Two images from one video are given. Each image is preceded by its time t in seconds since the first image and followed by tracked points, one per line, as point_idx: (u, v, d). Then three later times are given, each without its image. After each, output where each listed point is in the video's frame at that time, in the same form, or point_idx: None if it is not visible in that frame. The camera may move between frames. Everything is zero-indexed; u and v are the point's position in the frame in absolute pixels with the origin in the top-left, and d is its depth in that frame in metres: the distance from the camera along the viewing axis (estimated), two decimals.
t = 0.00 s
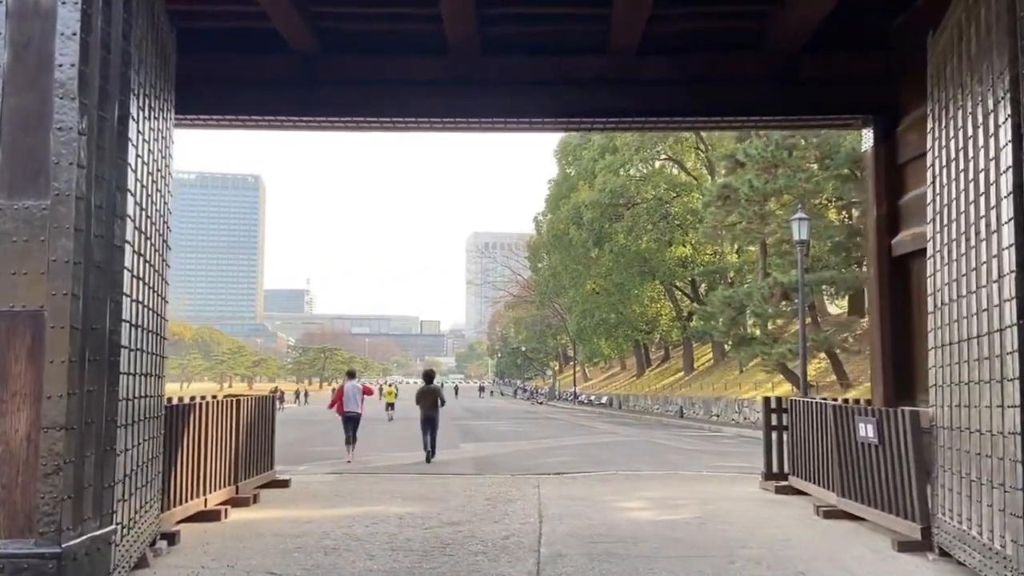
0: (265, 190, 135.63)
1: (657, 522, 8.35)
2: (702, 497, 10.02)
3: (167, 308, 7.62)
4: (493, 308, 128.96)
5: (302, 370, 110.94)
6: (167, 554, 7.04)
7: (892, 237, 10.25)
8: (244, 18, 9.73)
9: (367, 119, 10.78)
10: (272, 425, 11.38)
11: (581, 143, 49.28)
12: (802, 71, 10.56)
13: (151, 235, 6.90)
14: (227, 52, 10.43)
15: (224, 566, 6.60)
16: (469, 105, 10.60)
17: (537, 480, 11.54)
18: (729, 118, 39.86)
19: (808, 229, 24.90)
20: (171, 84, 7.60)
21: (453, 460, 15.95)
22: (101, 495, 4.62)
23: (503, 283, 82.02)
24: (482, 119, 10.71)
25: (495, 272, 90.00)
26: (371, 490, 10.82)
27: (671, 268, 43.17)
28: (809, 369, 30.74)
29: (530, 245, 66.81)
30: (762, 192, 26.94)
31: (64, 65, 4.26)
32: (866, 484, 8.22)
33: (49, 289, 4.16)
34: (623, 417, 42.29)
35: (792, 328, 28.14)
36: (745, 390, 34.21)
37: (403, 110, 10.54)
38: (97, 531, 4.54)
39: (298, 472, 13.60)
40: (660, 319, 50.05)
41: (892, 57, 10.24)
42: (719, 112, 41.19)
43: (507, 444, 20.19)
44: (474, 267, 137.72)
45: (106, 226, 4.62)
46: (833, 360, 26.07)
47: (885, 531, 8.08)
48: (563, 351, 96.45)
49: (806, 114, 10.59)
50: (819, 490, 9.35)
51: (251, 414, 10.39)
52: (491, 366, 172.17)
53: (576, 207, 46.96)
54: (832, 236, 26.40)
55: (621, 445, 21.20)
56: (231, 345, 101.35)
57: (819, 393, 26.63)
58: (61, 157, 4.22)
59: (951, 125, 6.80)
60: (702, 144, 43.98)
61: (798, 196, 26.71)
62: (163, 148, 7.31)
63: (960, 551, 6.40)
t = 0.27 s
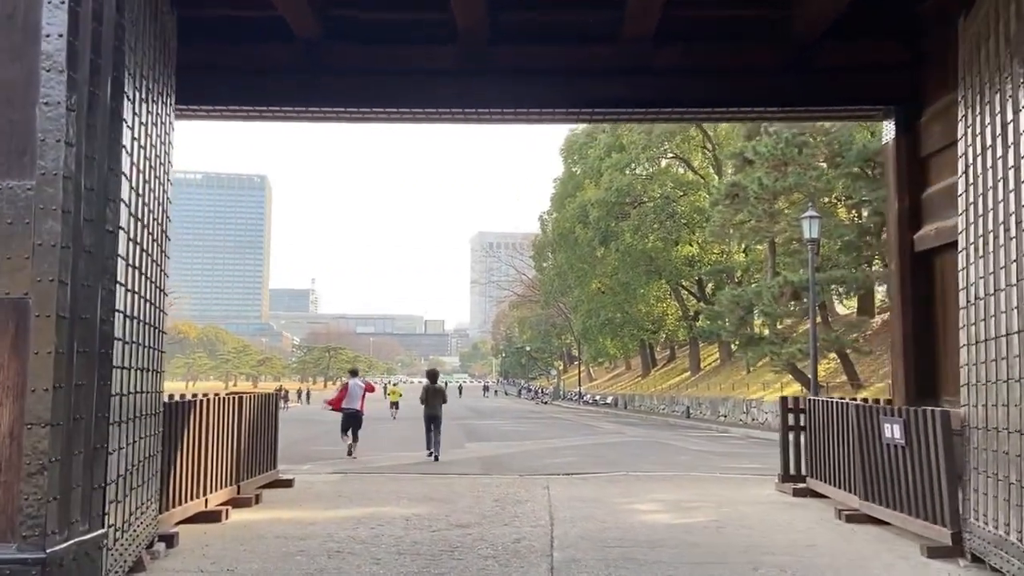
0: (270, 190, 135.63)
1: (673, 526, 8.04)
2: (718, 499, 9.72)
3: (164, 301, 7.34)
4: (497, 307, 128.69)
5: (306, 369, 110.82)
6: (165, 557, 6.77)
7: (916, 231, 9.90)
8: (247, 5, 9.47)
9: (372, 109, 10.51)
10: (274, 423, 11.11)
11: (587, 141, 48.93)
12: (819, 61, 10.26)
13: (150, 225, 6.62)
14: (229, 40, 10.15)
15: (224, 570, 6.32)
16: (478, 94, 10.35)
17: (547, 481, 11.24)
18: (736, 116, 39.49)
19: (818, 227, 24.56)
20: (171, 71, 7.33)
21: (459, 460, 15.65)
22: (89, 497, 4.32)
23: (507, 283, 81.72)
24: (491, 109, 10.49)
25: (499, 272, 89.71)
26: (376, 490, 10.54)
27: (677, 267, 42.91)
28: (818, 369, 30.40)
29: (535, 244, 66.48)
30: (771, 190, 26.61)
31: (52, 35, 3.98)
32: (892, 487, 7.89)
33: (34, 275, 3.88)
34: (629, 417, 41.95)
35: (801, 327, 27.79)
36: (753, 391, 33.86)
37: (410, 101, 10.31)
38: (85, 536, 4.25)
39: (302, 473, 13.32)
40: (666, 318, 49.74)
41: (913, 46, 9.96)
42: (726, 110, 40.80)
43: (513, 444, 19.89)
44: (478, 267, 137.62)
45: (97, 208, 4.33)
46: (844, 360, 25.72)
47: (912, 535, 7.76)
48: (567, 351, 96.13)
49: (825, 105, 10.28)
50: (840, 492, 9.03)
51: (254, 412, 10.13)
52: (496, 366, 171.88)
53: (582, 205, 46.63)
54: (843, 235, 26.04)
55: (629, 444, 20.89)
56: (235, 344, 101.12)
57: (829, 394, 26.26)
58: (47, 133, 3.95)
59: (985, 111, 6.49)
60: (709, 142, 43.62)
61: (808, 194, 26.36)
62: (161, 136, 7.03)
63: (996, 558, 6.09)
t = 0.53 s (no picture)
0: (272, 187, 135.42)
1: (689, 534, 7.70)
2: (733, 503, 9.38)
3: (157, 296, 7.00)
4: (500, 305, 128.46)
5: (308, 367, 110.64)
6: (158, 566, 6.45)
7: (938, 227, 9.57)
8: None
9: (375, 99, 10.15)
10: (274, 423, 10.79)
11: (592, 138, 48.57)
12: (839, 50, 9.89)
13: (142, 216, 6.30)
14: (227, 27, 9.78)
15: None
16: (486, 83, 9.94)
17: (554, 484, 10.92)
18: (743, 113, 39.11)
19: (828, 224, 24.19)
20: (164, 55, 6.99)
21: (464, 461, 15.33)
22: (69, 508, 3.99)
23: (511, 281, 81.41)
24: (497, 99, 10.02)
25: (502, 271, 89.38)
26: (379, 493, 10.22)
27: (683, 265, 42.53)
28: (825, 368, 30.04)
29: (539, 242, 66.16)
30: (780, 187, 26.25)
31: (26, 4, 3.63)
32: (918, 493, 7.55)
33: (7, 266, 3.54)
34: (633, 416, 41.64)
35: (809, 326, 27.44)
36: (759, 390, 33.53)
37: (415, 89, 9.91)
38: (65, 551, 3.92)
39: (303, 473, 13.01)
40: (670, 316, 49.43)
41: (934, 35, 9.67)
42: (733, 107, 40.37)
43: (518, 444, 19.56)
44: (481, 265, 137.31)
45: (78, 194, 4.00)
46: (853, 359, 25.36)
47: (941, 546, 7.39)
48: (570, 349, 95.77)
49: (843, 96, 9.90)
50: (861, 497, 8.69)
51: (253, 413, 9.81)
52: (498, 364, 171.65)
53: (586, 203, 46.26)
54: (852, 232, 25.67)
55: (635, 445, 20.55)
56: (238, 342, 100.81)
57: (838, 395, 25.86)
58: (23, 111, 3.61)
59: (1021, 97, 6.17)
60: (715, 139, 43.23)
61: (817, 191, 26.01)
62: (154, 123, 6.71)
63: None
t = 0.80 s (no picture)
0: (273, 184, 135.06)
1: (705, 537, 7.38)
2: (747, 505, 9.07)
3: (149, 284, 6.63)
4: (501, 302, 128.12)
5: (309, 364, 110.29)
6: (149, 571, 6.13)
7: (962, 220, 9.24)
8: None
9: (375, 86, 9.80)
10: (273, 420, 10.48)
11: (595, 135, 48.26)
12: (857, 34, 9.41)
13: (133, 201, 5.95)
14: (222, 10, 9.37)
15: None
16: (492, 71, 9.62)
17: (562, 484, 10.60)
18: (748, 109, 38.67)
19: (836, 220, 23.87)
20: (157, 32, 6.64)
21: (467, 459, 15.03)
22: (47, 510, 3.67)
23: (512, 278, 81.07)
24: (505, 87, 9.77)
25: (503, 268, 89.11)
26: (381, 493, 9.91)
27: (686, 263, 42.22)
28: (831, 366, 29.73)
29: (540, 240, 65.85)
30: (787, 182, 25.91)
31: None
32: (945, 496, 7.22)
33: None
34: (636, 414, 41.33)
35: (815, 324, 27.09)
36: (763, 388, 33.19)
37: (419, 77, 9.62)
38: (41, 557, 3.59)
39: (303, 472, 12.70)
40: (673, 314, 49.09)
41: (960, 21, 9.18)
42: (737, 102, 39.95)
43: (521, 442, 19.26)
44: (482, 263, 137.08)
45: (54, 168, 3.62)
46: (860, 357, 25.01)
47: (970, 551, 7.07)
48: (571, 347, 95.58)
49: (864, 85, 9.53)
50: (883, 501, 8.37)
51: (251, 409, 9.49)
52: (499, 362, 171.38)
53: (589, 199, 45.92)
54: (860, 229, 25.31)
55: (640, 444, 20.26)
56: (238, 339, 100.52)
57: (845, 393, 25.54)
58: None
59: None
60: (720, 136, 42.87)
61: (824, 187, 25.69)
62: (146, 102, 6.35)
63: None
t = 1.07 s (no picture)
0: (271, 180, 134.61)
1: (717, 544, 7.08)
2: (758, 508, 8.78)
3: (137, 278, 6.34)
4: (499, 299, 127.92)
5: (307, 360, 110.01)
6: None
7: (982, 214, 8.95)
8: None
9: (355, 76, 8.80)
10: (268, 418, 10.12)
11: (595, 130, 47.94)
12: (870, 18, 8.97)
13: (119, 193, 5.61)
14: None
15: None
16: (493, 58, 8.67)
17: (566, 485, 10.31)
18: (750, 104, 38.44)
19: (841, 216, 23.57)
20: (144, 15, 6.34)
21: (467, 459, 14.72)
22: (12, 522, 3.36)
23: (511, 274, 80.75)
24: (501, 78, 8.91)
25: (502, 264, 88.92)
26: (379, 494, 9.61)
27: (686, 259, 41.94)
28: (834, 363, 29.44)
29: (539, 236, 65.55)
30: (791, 178, 25.59)
31: None
32: (969, 501, 6.91)
33: None
34: (635, 412, 41.05)
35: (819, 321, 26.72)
36: (765, 385, 32.92)
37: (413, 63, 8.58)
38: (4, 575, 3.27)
39: (299, 472, 12.39)
40: (673, 311, 48.86)
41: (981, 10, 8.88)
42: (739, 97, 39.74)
43: (521, 441, 18.97)
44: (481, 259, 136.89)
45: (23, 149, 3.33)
46: (864, 355, 24.74)
47: (995, 559, 6.77)
48: (569, 343, 95.43)
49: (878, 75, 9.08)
50: (900, 505, 8.04)
51: (245, 409, 9.18)
52: (498, 359, 171.20)
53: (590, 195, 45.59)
54: (865, 225, 24.99)
55: (642, 442, 19.98)
56: (236, 335, 100.12)
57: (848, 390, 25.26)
58: None
59: None
60: (721, 132, 42.60)
61: (828, 182, 25.38)
62: (133, 89, 6.06)
63: None
